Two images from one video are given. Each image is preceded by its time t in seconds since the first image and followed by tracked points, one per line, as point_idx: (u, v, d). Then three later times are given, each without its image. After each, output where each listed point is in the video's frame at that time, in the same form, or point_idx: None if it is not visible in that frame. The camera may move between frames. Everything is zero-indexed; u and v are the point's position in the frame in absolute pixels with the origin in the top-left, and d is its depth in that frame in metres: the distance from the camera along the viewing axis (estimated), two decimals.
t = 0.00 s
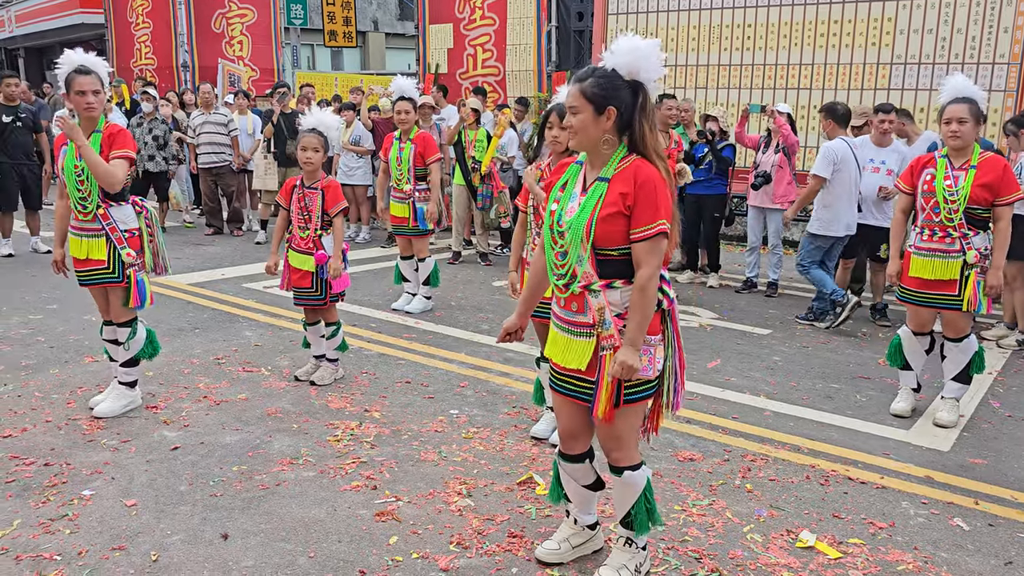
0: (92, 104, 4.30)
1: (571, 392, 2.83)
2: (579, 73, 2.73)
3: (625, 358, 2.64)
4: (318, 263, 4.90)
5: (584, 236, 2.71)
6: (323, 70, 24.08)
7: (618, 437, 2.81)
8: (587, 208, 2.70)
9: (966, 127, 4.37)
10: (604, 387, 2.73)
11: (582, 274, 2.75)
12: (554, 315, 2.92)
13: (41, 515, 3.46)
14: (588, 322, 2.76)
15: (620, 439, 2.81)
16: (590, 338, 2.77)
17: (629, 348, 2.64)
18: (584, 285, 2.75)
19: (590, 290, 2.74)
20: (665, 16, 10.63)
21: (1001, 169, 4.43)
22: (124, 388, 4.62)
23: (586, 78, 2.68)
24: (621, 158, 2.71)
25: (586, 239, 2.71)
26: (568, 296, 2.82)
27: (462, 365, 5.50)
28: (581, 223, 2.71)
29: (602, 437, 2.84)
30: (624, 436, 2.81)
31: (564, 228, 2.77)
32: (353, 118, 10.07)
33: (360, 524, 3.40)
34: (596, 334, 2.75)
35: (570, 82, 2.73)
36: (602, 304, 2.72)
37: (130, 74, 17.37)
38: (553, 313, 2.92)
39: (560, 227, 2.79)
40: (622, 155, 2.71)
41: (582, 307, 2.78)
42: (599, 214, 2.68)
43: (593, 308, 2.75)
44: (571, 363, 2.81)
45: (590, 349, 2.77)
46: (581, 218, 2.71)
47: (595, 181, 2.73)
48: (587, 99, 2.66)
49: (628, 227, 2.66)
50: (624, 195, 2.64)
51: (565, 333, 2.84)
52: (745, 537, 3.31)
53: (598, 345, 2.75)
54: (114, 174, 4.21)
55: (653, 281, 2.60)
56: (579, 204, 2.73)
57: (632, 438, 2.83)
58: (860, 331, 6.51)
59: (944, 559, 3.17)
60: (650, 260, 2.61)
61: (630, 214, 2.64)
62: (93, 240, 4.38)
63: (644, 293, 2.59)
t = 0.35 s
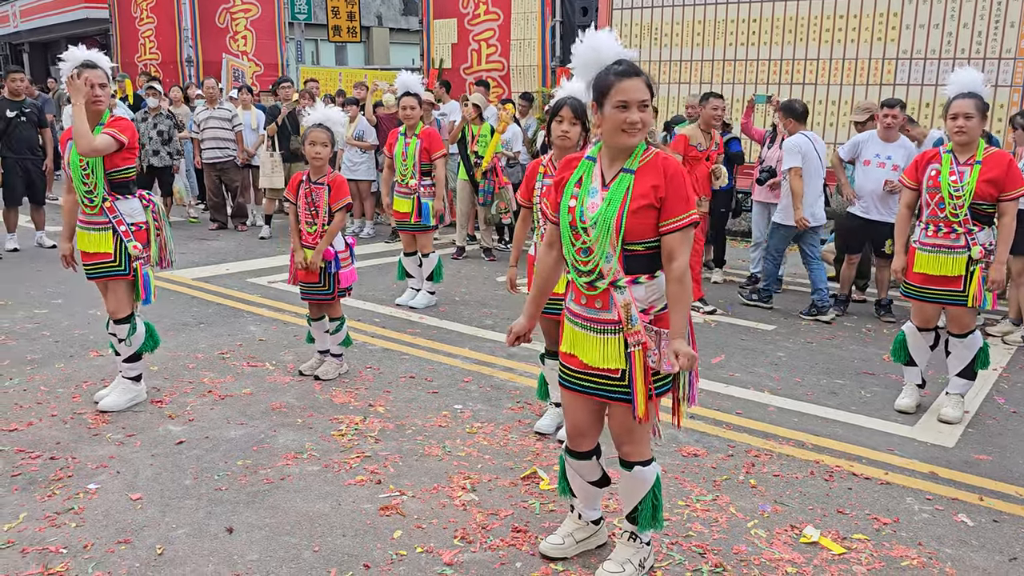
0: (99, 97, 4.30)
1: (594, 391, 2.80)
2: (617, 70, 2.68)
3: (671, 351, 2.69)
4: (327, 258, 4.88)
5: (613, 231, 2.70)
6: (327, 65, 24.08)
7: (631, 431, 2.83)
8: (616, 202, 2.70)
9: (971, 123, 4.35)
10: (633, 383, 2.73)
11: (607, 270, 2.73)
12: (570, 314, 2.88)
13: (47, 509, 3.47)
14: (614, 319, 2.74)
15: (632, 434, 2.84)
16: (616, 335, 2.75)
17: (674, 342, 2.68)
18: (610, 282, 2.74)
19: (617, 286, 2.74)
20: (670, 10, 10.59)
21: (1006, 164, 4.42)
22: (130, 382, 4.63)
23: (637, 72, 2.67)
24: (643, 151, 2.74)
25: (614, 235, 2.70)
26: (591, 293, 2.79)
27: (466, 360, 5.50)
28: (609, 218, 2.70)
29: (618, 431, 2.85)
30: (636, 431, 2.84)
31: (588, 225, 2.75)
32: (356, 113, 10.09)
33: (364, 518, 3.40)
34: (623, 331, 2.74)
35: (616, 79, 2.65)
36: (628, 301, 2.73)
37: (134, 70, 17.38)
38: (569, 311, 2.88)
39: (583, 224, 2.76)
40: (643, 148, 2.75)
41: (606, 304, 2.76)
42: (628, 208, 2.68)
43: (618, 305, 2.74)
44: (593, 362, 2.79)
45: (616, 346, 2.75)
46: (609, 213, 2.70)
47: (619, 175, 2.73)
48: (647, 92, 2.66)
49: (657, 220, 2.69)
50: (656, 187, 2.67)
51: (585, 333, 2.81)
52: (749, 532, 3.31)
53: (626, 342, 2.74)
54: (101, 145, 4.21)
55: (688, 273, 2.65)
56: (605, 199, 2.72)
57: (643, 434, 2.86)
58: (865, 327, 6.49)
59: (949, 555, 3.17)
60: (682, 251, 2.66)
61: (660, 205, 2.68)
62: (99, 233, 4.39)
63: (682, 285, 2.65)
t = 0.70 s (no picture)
0: (102, 96, 4.32)
1: (600, 391, 2.80)
2: (629, 68, 2.70)
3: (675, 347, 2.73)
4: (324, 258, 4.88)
5: (623, 229, 2.72)
6: (324, 64, 24.07)
7: (633, 426, 2.85)
8: (625, 200, 2.71)
9: (972, 122, 4.37)
10: (642, 380, 2.74)
11: (616, 268, 2.74)
12: (571, 314, 2.87)
13: (44, 509, 3.47)
14: (622, 317, 2.75)
15: (640, 431, 2.86)
16: (623, 333, 2.75)
17: (681, 337, 2.71)
18: (617, 280, 2.75)
19: (625, 284, 2.75)
20: (667, 10, 10.58)
21: (1002, 162, 4.45)
22: (136, 381, 4.63)
23: (648, 72, 2.70)
24: (645, 149, 2.78)
25: (625, 233, 2.71)
26: (598, 293, 2.79)
27: (463, 359, 5.50)
28: (619, 217, 2.71)
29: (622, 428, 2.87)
30: (645, 428, 2.85)
31: (597, 223, 2.74)
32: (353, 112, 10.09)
33: (361, 518, 3.40)
34: (629, 328, 2.74)
35: (628, 78, 2.67)
36: (636, 298, 2.75)
37: (131, 69, 17.36)
38: (571, 311, 2.86)
39: (590, 222, 2.76)
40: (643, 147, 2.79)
41: (613, 302, 2.77)
42: (638, 206, 2.72)
43: (626, 303, 2.75)
44: (599, 361, 2.78)
45: (623, 344, 2.75)
46: (618, 212, 2.71)
47: (624, 172, 2.75)
48: (657, 92, 2.71)
49: (663, 218, 2.74)
50: (664, 185, 2.72)
51: (590, 332, 2.79)
52: (746, 531, 3.31)
53: (632, 339, 2.75)
54: (100, 148, 4.21)
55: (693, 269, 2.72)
56: (613, 196, 2.73)
57: (653, 429, 2.87)
58: (862, 326, 6.50)
59: (945, 553, 3.18)
60: (688, 247, 2.74)
61: (666, 203, 2.73)
62: (96, 234, 4.39)
63: (689, 281, 2.71)
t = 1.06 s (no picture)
0: (102, 96, 4.31)
1: (601, 390, 2.80)
2: (618, 66, 2.72)
3: (685, 340, 2.81)
4: (315, 258, 4.87)
5: (624, 230, 2.72)
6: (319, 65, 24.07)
7: (626, 425, 2.85)
8: (624, 200, 2.72)
9: (966, 120, 4.39)
10: (644, 378, 2.76)
11: (617, 269, 2.75)
12: (570, 315, 2.85)
13: (38, 511, 3.46)
14: (623, 317, 2.76)
15: (626, 427, 2.85)
16: (625, 332, 2.76)
17: (690, 330, 2.81)
18: (619, 280, 2.76)
19: (626, 284, 2.76)
20: (661, 10, 10.60)
21: (995, 162, 4.45)
22: (130, 382, 4.63)
23: (636, 70, 2.73)
24: (636, 148, 2.80)
25: (626, 233, 2.73)
26: (599, 294, 2.78)
27: (458, 359, 5.51)
28: (619, 218, 2.72)
29: (612, 428, 2.86)
30: (630, 425, 2.85)
31: (597, 224, 2.73)
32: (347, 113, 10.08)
33: (355, 518, 3.40)
34: (631, 328, 2.76)
35: (618, 75, 2.69)
36: (637, 297, 2.76)
37: (125, 69, 17.32)
38: (570, 312, 2.85)
39: (590, 224, 2.75)
40: (635, 145, 2.81)
41: (615, 302, 2.77)
42: (637, 205, 2.73)
43: (628, 302, 2.77)
44: (600, 361, 2.78)
45: (625, 343, 2.76)
46: (619, 212, 2.72)
47: (620, 172, 2.76)
48: (647, 89, 2.73)
49: (660, 216, 2.77)
50: (661, 184, 2.76)
51: (591, 332, 2.79)
52: (739, 530, 3.32)
53: (635, 338, 2.76)
54: (94, 143, 4.18)
55: (693, 264, 2.79)
56: (612, 197, 2.74)
57: (637, 428, 2.87)
58: (856, 325, 6.52)
59: (938, 551, 3.19)
60: (687, 244, 2.79)
61: (663, 201, 2.77)
62: (92, 237, 4.39)
63: (691, 276, 2.78)
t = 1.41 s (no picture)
0: (94, 97, 4.29)
1: (596, 389, 2.80)
2: (614, 65, 2.73)
3: (673, 340, 2.80)
4: (308, 260, 4.85)
5: (618, 229, 2.72)
6: (313, 67, 24.03)
7: (622, 423, 2.85)
8: (620, 199, 2.72)
9: (963, 118, 4.39)
10: (638, 377, 2.76)
11: (611, 268, 2.74)
12: (564, 314, 2.86)
13: (31, 515, 3.44)
14: (617, 316, 2.76)
15: (624, 426, 2.86)
16: (620, 332, 2.76)
17: (678, 332, 2.79)
18: (613, 279, 2.75)
19: (620, 283, 2.76)
20: (655, 10, 10.59)
21: (988, 160, 4.47)
22: (123, 385, 4.61)
23: (632, 68, 2.73)
24: (631, 147, 2.79)
25: (621, 233, 2.73)
26: (594, 293, 2.78)
27: (452, 361, 5.50)
28: (614, 217, 2.72)
29: (608, 426, 2.86)
30: (628, 424, 2.85)
31: (592, 224, 2.73)
32: (340, 115, 10.07)
33: (350, 520, 3.39)
34: (625, 327, 2.76)
35: (615, 73, 2.69)
36: (631, 297, 2.76)
37: (117, 72, 17.26)
38: (564, 311, 2.85)
39: (585, 223, 2.74)
40: (630, 145, 2.80)
41: (609, 302, 2.77)
42: (632, 205, 2.73)
43: (622, 302, 2.76)
44: (594, 360, 2.78)
45: (619, 343, 2.76)
46: (614, 212, 2.72)
47: (615, 171, 2.76)
48: (643, 86, 2.73)
49: (655, 216, 2.77)
50: (656, 184, 2.75)
51: (586, 331, 2.79)
52: (734, 530, 3.32)
53: (628, 338, 2.76)
54: (93, 151, 4.19)
55: (686, 264, 2.78)
56: (607, 196, 2.73)
57: (635, 427, 2.87)
58: (849, 324, 6.53)
59: (932, 549, 3.20)
60: (680, 244, 2.79)
61: (658, 200, 2.76)
62: (87, 240, 4.38)
63: (682, 276, 2.76)
